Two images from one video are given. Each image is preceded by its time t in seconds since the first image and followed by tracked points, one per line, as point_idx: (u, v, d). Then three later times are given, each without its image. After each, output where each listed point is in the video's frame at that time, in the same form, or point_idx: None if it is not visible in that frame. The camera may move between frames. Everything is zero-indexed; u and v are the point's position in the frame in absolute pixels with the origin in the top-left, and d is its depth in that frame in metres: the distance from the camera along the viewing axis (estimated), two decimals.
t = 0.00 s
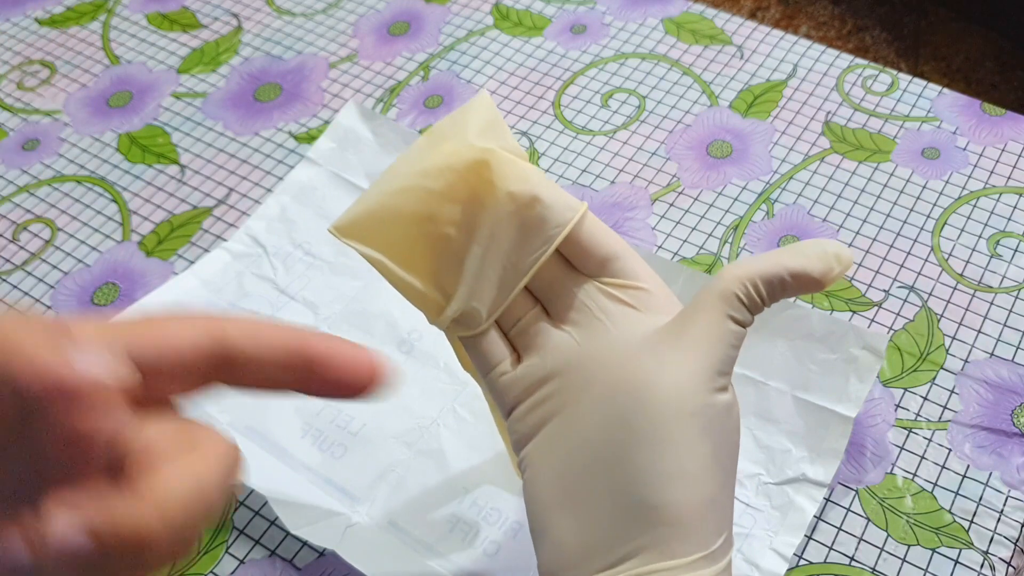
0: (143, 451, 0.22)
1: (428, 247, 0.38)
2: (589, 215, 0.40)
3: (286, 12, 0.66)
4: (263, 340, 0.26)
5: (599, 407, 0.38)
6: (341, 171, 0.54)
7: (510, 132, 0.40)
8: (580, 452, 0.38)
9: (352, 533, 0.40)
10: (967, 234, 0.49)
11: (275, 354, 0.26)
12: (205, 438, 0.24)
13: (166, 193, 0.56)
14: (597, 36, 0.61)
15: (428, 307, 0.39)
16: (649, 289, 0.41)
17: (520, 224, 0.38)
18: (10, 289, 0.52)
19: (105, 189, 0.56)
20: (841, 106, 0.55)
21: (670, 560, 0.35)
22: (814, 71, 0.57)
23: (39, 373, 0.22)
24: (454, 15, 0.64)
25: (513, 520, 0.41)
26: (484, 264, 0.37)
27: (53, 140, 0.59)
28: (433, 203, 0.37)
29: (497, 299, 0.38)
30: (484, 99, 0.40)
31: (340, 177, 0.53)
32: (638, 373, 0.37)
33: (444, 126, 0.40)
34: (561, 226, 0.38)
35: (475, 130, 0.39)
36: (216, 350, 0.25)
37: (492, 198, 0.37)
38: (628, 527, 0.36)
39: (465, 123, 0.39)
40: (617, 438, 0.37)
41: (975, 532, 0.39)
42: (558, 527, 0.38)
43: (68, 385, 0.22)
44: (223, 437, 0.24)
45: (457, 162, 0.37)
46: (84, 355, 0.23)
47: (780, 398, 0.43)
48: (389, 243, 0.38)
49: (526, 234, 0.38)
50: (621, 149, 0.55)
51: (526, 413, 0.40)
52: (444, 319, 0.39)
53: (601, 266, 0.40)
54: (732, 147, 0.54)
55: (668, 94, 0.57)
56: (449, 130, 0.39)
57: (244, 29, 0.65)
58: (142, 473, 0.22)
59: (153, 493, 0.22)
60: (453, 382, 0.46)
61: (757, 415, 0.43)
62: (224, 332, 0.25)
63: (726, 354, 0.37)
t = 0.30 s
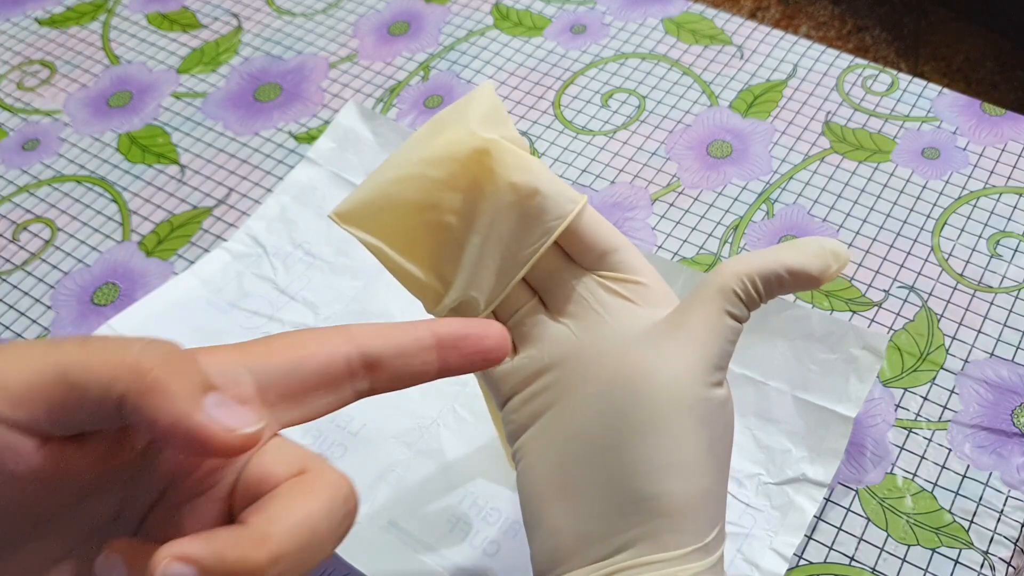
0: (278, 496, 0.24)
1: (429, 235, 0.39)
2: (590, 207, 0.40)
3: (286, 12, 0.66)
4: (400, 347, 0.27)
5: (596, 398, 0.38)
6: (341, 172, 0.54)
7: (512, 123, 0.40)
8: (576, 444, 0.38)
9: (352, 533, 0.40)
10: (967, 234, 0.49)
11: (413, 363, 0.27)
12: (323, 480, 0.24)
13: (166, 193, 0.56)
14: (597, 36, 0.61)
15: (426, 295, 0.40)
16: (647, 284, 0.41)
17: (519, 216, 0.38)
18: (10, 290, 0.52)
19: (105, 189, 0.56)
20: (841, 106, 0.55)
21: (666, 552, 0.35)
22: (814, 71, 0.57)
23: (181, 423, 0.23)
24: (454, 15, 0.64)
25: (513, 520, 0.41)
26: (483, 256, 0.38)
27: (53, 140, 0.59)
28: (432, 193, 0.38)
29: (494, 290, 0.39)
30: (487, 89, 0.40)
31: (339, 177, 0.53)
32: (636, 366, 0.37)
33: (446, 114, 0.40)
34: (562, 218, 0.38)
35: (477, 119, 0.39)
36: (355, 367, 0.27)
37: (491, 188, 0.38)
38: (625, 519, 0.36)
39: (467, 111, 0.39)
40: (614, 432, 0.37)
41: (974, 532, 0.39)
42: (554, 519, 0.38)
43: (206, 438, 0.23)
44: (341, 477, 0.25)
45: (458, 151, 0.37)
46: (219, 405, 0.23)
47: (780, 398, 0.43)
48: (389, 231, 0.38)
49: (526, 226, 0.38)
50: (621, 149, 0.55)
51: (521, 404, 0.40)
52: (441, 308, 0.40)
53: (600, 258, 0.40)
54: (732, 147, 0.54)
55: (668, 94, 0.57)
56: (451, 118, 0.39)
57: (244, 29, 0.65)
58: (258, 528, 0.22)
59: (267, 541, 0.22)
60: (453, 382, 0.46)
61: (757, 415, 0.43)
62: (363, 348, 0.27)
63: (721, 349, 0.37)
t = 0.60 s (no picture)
0: (322, 483, 0.27)
1: (424, 222, 0.38)
2: (586, 195, 0.41)
3: (286, 12, 0.66)
4: (422, 347, 0.31)
5: (592, 384, 0.38)
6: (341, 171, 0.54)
7: (507, 111, 0.40)
8: (573, 432, 0.38)
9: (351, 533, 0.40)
10: (967, 234, 0.49)
11: (435, 361, 0.31)
12: (364, 471, 0.27)
13: (166, 193, 0.56)
14: (597, 36, 0.61)
15: (423, 285, 0.40)
16: (643, 270, 0.41)
17: (515, 203, 0.38)
18: (10, 289, 0.52)
19: (105, 189, 0.56)
20: (841, 106, 0.55)
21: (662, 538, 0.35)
22: (814, 71, 0.57)
23: (224, 412, 0.25)
24: (454, 15, 0.64)
25: (513, 520, 0.42)
26: (479, 242, 0.38)
27: (53, 140, 0.59)
28: (427, 179, 0.38)
29: (491, 276, 0.39)
30: (483, 76, 0.40)
31: (339, 176, 0.53)
32: (632, 353, 0.38)
33: (442, 102, 0.40)
34: (556, 204, 0.38)
35: (472, 107, 0.39)
36: (384, 365, 0.31)
37: (486, 173, 0.38)
38: (622, 505, 0.36)
39: (462, 99, 0.39)
40: (610, 418, 0.37)
41: (974, 532, 0.39)
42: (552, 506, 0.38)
43: (246, 427, 0.25)
44: (380, 467, 0.27)
45: (452, 137, 0.38)
46: (259, 398, 0.26)
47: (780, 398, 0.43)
48: (384, 219, 0.38)
49: (522, 213, 0.38)
50: (621, 149, 0.55)
51: (520, 392, 0.40)
52: (438, 297, 0.40)
53: (596, 246, 0.41)
54: (733, 147, 0.54)
55: (668, 94, 0.57)
56: (446, 106, 0.39)
57: (244, 29, 0.65)
58: (310, 516, 0.25)
59: (320, 527, 0.24)
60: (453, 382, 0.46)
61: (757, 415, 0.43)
62: (390, 349, 0.31)
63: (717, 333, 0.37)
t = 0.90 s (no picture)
0: (337, 472, 0.28)
1: (433, 226, 0.39)
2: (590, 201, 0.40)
3: (286, 12, 0.66)
4: (433, 341, 0.32)
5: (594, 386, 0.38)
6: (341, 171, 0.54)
7: (514, 116, 0.40)
8: (573, 432, 0.38)
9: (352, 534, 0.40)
10: (967, 234, 0.49)
11: (445, 354, 0.32)
12: (377, 461, 0.28)
13: (166, 193, 0.56)
14: (597, 36, 0.61)
15: (430, 287, 0.40)
16: (646, 275, 0.41)
17: (520, 208, 0.38)
18: (10, 289, 0.52)
19: (105, 189, 0.56)
20: (841, 106, 0.55)
21: (660, 538, 0.36)
22: (814, 71, 0.57)
23: (233, 401, 0.25)
24: (454, 15, 0.64)
25: (513, 520, 0.42)
26: (485, 246, 0.38)
27: (52, 140, 0.59)
28: (434, 184, 0.38)
29: (497, 280, 0.39)
30: (491, 81, 0.41)
31: (339, 176, 0.53)
32: (634, 356, 0.38)
33: (450, 107, 0.40)
34: (561, 209, 0.38)
35: (479, 112, 0.39)
36: (395, 360, 0.32)
37: (492, 178, 0.38)
38: (620, 505, 0.36)
39: (470, 104, 0.39)
40: (610, 419, 0.37)
41: (974, 532, 0.39)
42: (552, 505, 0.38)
43: (255, 417, 0.25)
44: (393, 458, 0.29)
45: (461, 142, 0.38)
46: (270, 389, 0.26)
47: (780, 398, 0.43)
48: (392, 223, 0.39)
49: (526, 218, 0.38)
50: (621, 149, 0.55)
51: (523, 394, 0.41)
52: (445, 299, 0.40)
53: (600, 250, 0.41)
54: (732, 147, 0.54)
55: (668, 94, 0.57)
56: (453, 111, 0.40)
57: (244, 29, 0.65)
58: (326, 503, 0.26)
59: (335, 516, 0.26)
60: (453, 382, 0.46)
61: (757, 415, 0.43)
62: (401, 345, 0.32)
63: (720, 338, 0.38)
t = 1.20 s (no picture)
0: (354, 476, 0.28)
1: (431, 217, 0.39)
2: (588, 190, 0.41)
3: (286, 12, 0.66)
4: (441, 347, 0.32)
5: (592, 375, 0.38)
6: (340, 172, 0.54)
7: (512, 107, 0.40)
8: (573, 421, 0.38)
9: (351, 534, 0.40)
10: (967, 234, 0.49)
11: (452, 361, 0.32)
12: (392, 466, 0.29)
13: (166, 193, 0.56)
14: (597, 36, 0.61)
15: (429, 278, 0.40)
16: (646, 263, 0.41)
17: (518, 198, 0.38)
18: (10, 289, 0.52)
19: (105, 189, 0.56)
20: (841, 106, 0.55)
21: (659, 527, 0.36)
22: (814, 71, 0.57)
23: (248, 409, 0.25)
24: (454, 15, 0.64)
25: (513, 520, 0.42)
26: (484, 235, 0.38)
27: (52, 140, 0.59)
28: (431, 174, 0.38)
29: (496, 270, 0.39)
30: (489, 72, 0.41)
31: (339, 176, 0.53)
32: (632, 345, 0.38)
33: (447, 98, 0.40)
34: (558, 200, 0.38)
35: (476, 102, 0.39)
36: (404, 365, 0.32)
37: (489, 168, 0.38)
38: (619, 494, 0.37)
39: (468, 94, 0.39)
40: (608, 409, 0.37)
41: (974, 532, 0.39)
42: (551, 494, 0.39)
43: (271, 425, 0.25)
44: (407, 464, 0.29)
45: (457, 132, 0.38)
46: (283, 397, 0.26)
47: (780, 398, 0.43)
48: (390, 214, 0.39)
49: (524, 208, 0.38)
50: (621, 149, 0.55)
51: (523, 384, 0.41)
52: (444, 290, 0.40)
53: (599, 239, 0.41)
54: (732, 146, 0.54)
55: (668, 94, 0.57)
56: (451, 101, 0.40)
57: (244, 29, 0.65)
58: (347, 505, 0.27)
59: (356, 519, 0.26)
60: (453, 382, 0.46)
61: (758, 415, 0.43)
62: (409, 350, 0.32)
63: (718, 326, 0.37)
